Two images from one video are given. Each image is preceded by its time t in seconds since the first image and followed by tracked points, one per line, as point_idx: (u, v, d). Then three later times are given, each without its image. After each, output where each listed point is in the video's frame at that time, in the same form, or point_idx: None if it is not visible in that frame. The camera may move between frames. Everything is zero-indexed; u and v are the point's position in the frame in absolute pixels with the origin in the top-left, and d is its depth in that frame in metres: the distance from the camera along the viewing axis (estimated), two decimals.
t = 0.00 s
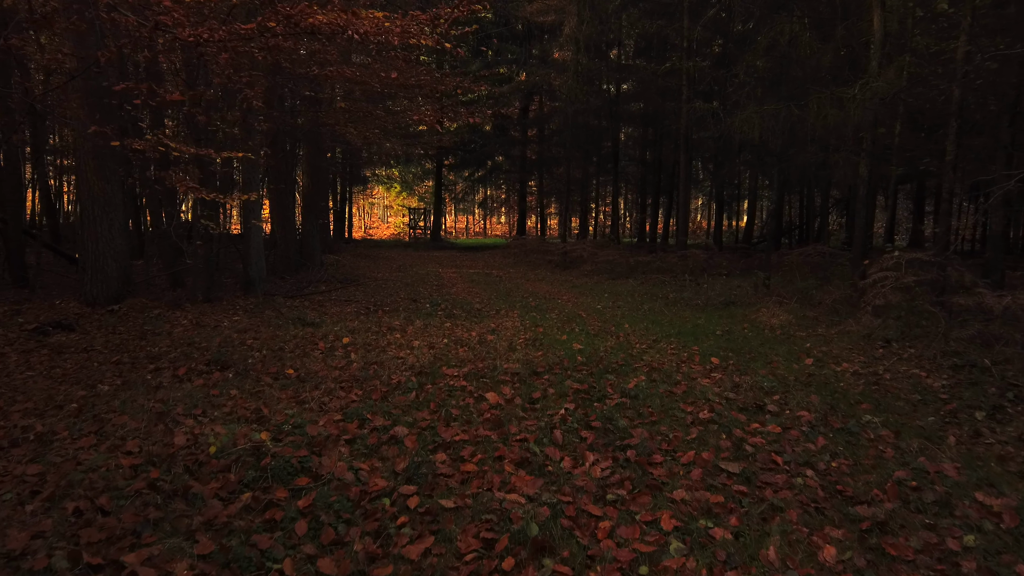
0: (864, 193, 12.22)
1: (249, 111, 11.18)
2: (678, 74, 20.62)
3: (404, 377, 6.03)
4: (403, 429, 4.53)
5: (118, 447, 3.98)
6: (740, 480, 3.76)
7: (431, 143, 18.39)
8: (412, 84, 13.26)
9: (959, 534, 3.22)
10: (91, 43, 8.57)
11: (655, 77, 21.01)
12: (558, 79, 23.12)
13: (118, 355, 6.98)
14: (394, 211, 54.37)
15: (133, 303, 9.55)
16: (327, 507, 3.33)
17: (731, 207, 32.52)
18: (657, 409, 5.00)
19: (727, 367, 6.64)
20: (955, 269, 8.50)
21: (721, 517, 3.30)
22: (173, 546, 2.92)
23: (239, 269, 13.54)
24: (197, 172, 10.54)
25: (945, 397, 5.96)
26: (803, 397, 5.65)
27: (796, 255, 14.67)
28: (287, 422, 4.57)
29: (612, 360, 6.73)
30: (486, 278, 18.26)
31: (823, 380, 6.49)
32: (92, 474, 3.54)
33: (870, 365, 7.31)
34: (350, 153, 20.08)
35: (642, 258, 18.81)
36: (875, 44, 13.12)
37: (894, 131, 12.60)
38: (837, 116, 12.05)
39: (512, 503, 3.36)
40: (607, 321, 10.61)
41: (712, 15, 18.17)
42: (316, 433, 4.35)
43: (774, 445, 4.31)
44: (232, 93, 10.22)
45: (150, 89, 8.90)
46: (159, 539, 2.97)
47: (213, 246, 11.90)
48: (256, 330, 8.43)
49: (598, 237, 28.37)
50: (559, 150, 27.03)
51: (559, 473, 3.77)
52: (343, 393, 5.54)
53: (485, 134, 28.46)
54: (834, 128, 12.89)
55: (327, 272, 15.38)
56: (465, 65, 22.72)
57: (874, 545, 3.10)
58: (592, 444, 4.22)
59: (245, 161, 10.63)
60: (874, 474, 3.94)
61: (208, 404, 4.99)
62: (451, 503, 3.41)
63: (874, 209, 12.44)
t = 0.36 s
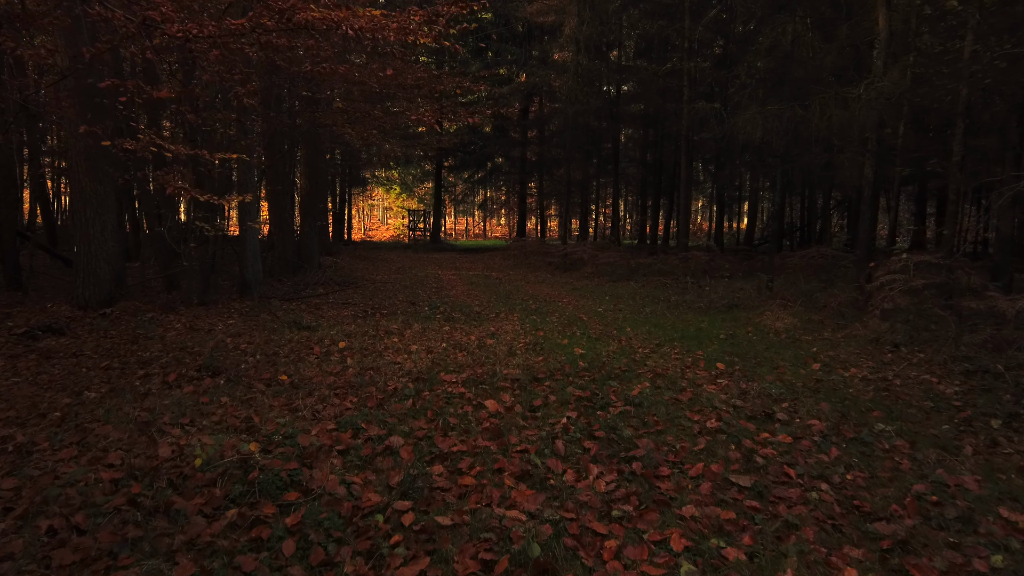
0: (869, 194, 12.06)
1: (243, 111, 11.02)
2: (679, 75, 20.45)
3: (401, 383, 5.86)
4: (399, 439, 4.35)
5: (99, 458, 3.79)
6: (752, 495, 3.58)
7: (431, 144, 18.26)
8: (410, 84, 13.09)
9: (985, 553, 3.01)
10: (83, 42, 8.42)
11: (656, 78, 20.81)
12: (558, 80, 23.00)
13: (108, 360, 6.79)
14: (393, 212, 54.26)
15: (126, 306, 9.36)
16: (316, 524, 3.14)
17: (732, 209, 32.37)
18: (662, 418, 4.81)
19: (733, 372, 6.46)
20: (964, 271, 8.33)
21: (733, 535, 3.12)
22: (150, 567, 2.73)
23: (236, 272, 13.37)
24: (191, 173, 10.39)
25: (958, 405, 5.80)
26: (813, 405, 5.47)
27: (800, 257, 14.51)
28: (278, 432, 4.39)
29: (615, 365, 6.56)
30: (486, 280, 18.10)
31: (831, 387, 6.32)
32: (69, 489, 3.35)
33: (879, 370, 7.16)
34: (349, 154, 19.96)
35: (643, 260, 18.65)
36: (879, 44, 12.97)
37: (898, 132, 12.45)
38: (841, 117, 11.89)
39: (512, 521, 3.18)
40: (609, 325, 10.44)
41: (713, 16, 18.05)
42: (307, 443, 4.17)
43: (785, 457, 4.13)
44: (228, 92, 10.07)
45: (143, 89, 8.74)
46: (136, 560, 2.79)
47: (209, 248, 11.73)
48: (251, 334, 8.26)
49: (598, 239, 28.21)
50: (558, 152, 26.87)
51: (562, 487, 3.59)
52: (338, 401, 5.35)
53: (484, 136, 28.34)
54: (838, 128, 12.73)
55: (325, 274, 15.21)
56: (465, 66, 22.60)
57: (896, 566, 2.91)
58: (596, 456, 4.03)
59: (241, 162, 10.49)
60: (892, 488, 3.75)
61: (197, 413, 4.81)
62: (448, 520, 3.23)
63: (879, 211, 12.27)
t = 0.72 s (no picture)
0: (880, 194, 11.79)
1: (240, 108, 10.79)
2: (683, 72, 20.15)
3: (401, 392, 5.60)
4: (399, 454, 4.10)
5: (78, 477, 3.52)
6: (780, 519, 3.33)
7: (432, 142, 18.03)
8: (412, 81, 12.82)
9: None
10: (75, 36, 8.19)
11: (659, 76, 20.46)
12: (560, 78, 22.76)
13: (97, 366, 6.52)
14: (393, 211, 54.02)
15: (119, 308, 9.09)
16: (310, 553, 2.87)
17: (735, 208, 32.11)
18: (678, 431, 4.56)
19: (747, 380, 6.21)
20: (982, 274, 8.08)
21: (764, 566, 2.86)
22: None
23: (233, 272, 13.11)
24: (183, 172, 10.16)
25: (984, 414, 5.55)
26: (834, 415, 5.22)
27: (808, 258, 14.26)
28: (271, 446, 4.13)
29: (624, 371, 6.30)
30: (487, 280, 17.86)
31: (850, 395, 6.07)
32: (42, 513, 3.08)
33: (897, 376, 6.93)
34: (349, 152, 19.72)
35: (647, 260, 18.39)
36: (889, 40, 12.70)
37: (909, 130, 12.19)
38: (852, 114, 11.63)
39: (523, 550, 2.92)
40: (614, 327, 10.18)
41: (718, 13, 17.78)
42: (302, 459, 3.90)
43: (811, 475, 3.88)
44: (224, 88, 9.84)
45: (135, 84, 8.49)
46: None
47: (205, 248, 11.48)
48: (247, 338, 8.01)
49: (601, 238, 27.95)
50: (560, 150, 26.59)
51: (575, 511, 3.33)
52: (336, 411, 5.10)
53: (485, 134, 28.07)
54: (849, 126, 12.45)
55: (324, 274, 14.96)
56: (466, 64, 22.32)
57: None
58: (610, 473, 3.78)
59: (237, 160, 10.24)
60: (928, 509, 3.51)
61: (187, 424, 4.54)
62: (453, 548, 2.97)
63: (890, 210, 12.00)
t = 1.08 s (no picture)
0: (887, 194, 11.63)
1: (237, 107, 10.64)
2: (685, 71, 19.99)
3: (400, 398, 5.45)
4: (398, 466, 3.94)
5: (61, 491, 3.35)
6: (797, 536, 3.17)
7: (432, 142, 17.91)
8: (411, 79, 12.67)
9: None
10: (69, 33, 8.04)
11: (661, 75, 20.32)
12: (561, 77, 22.59)
13: (89, 371, 6.35)
14: (393, 212, 53.93)
15: (114, 310, 8.93)
16: (303, 573, 2.71)
17: (737, 208, 31.99)
18: (686, 440, 4.41)
19: (756, 385, 6.04)
20: (993, 275, 7.93)
21: None
22: None
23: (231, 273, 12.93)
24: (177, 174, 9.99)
25: (999, 421, 5.41)
26: (846, 423, 5.07)
27: (813, 259, 14.12)
28: (265, 457, 3.97)
29: (629, 376, 6.14)
30: (488, 281, 17.74)
31: (861, 401, 5.92)
32: (18, 531, 2.90)
33: (908, 381, 6.77)
34: (349, 152, 19.59)
35: (649, 261, 18.25)
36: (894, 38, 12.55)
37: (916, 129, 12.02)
38: (859, 113, 11.47)
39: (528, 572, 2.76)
40: (617, 330, 10.02)
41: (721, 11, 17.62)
42: (297, 471, 3.75)
43: (826, 488, 3.73)
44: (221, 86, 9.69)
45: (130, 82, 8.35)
46: None
47: (202, 248, 11.34)
48: (244, 341, 7.85)
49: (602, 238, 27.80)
50: (561, 150, 26.44)
51: (582, 529, 3.17)
52: (332, 419, 4.95)
53: (485, 134, 27.93)
54: (855, 125, 12.28)
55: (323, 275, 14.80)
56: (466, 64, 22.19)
57: None
58: (617, 486, 3.63)
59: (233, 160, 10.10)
60: (951, 525, 3.36)
61: (178, 433, 4.38)
62: (454, 569, 2.80)
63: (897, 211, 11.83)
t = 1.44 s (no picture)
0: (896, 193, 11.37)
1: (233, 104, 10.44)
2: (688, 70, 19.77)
3: (396, 404, 5.20)
4: (391, 479, 3.71)
5: (27, 507, 3.11)
6: (821, 557, 2.93)
7: (433, 142, 17.70)
8: (411, 77, 12.45)
9: None
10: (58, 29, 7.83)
11: (664, 74, 20.11)
12: (562, 77, 22.37)
13: (74, 376, 6.12)
14: (394, 213, 53.74)
15: (104, 313, 8.72)
16: None
17: (740, 209, 31.71)
18: (697, 450, 4.16)
19: (767, 390, 5.80)
20: (1009, 276, 7.68)
21: None
22: None
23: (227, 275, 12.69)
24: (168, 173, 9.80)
25: None
26: (863, 431, 4.83)
27: (819, 260, 13.87)
28: (250, 469, 3.73)
29: (636, 381, 5.90)
30: (489, 282, 17.52)
31: (876, 407, 5.68)
32: None
33: (924, 386, 6.53)
34: (349, 152, 19.41)
35: (652, 262, 17.99)
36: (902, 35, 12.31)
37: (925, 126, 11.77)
38: (867, 111, 11.23)
39: None
40: (621, 332, 9.78)
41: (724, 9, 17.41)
42: (283, 484, 3.51)
43: (849, 503, 3.49)
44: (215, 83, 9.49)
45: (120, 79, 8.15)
46: None
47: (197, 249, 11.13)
48: (237, 345, 7.62)
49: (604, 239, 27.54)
50: (562, 150, 26.21)
51: (588, 549, 2.93)
52: (325, 427, 4.71)
53: (486, 135, 27.72)
54: (863, 124, 12.04)
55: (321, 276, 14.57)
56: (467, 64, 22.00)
57: None
58: (625, 502, 3.39)
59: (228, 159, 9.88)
60: (987, 544, 3.10)
61: (160, 443, 4.14)
62: None
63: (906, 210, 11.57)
